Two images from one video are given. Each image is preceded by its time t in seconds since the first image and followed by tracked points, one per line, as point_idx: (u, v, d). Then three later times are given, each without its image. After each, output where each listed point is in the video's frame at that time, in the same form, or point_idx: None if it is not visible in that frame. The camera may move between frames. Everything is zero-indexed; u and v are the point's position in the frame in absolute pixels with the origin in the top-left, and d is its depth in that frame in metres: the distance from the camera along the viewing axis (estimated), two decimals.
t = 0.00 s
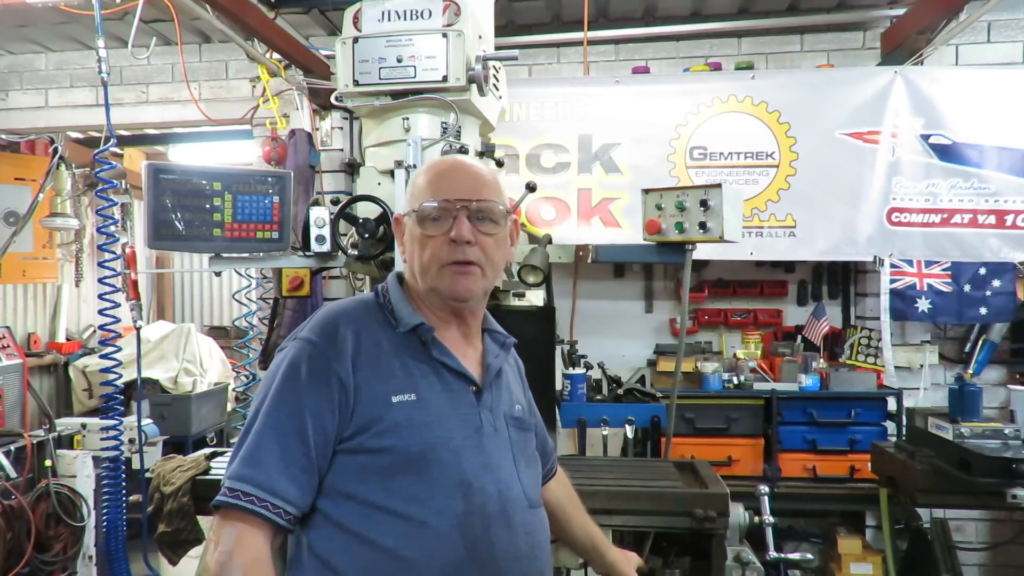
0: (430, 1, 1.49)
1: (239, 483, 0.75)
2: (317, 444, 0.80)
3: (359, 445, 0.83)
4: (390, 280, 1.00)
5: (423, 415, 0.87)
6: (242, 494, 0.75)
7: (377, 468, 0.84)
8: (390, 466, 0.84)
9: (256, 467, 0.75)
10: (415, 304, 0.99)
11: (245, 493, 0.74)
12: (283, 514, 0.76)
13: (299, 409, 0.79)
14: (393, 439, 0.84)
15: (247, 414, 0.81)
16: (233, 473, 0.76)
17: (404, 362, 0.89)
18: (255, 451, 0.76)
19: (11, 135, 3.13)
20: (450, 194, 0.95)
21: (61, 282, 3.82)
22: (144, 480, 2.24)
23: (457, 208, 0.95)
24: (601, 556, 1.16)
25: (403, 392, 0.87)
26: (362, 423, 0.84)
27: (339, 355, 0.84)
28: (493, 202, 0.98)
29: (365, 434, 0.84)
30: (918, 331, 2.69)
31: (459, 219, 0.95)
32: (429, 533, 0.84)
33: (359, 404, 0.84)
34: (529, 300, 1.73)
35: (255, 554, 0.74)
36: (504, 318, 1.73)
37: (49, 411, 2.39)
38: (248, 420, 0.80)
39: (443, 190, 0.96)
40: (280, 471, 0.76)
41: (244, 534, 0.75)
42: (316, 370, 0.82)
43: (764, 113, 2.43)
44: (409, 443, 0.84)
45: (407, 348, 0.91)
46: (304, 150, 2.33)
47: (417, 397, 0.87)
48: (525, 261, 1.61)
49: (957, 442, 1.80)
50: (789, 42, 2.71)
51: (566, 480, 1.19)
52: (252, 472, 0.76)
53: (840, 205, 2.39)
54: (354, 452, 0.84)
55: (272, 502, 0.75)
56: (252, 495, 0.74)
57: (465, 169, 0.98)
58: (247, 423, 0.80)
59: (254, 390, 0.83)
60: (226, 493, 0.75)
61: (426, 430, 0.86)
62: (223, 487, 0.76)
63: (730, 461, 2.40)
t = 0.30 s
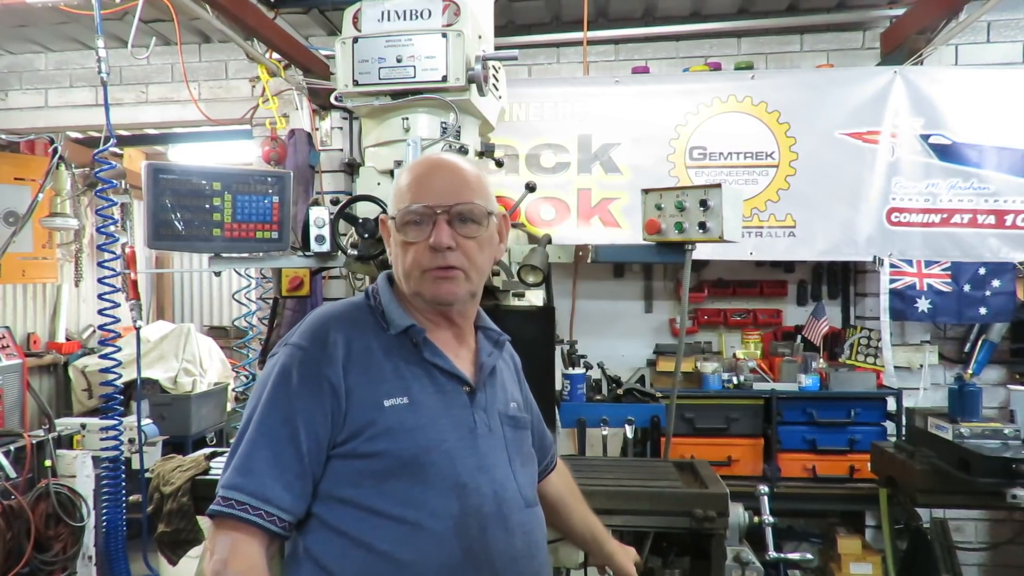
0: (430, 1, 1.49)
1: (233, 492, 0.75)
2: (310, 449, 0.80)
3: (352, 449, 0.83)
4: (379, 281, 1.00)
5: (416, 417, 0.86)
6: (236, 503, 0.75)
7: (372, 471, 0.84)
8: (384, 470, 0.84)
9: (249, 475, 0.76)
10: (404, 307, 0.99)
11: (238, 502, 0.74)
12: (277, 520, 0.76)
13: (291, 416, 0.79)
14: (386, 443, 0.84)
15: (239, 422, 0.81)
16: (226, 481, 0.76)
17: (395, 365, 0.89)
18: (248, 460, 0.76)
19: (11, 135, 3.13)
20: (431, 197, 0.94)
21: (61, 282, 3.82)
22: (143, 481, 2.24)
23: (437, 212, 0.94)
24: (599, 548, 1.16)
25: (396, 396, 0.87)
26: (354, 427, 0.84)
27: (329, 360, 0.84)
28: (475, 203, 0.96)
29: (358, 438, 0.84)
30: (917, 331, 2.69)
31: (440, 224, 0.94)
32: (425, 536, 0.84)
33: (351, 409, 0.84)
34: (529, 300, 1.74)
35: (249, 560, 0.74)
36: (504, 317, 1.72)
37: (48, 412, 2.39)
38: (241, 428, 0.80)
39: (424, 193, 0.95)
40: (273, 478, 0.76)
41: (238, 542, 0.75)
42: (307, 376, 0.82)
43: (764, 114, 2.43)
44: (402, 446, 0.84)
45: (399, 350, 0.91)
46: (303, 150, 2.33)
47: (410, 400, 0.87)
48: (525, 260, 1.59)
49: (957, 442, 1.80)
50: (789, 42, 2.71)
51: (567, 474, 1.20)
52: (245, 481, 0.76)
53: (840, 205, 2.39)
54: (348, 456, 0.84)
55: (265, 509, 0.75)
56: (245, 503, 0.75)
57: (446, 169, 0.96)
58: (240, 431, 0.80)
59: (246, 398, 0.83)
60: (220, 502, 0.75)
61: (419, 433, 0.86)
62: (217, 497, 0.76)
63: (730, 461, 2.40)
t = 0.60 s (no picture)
0: (429, 1, 1.49)
1: (226, 494, 0.75)
2: (303, 451, 0.80)
3: (345, 450, 0.83)
4: (372, 282, 1.00)
5: (409, 417, 0.86)
6: (229, 505, 0.75)
7: (366, 471, 0.84)
8: (378, 470, 0.84)
9: (243, 477, 0.76)
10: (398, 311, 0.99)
11: (231, 504, 0.74)
12: (271, 522, 0.77)
13: (284, 417, 0.79)
14: (380, 444, 0.84)
15: (232, 423, 0.81)
16: (218, 483, 0.76)
17: (388, 365, 0.89)
18: (241, 461, 0.76)
19: (11, 135, 3.13)
20: (429, 203, 0.93)
21: (60, 282, 3.82)
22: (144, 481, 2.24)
23: (436, 220, 0.93)
24: (603, 545, 1.16)
25: (389, 396, 0.87)
26: (347, 427, 0.84)
27: (323, 360, 0.84)
28: (474, 210, 0.95)
29: (352, 438, 0.84)
30: (917, 331, 2.69)
31: (439, 234, 0.93)
32: (420, 536, 0.84)
33: (344, 409, 0.84)
34: (529, 300, 1.75)
35: (241, 562, 0.74)
36: (504, 318, 1.73)
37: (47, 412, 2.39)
38: (234, 429, 0.80)
39: (422, 199, 0.93)
40: (266, 480, 0.76)
41: (231, 543, 0.75)
42: (300, 377, 0.82)
43: (763, 113, 2.43)
44: (396, 446, 0.84)
45: (393, 350, 0.91)
46: (303, 150, 2.33)
47: (404, 400, 0.87)
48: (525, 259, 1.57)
49: (957, 442, 1.80)
50: (789, 42, 2.71)
51: (567, 471, 1.21)
52: (238, 482, 0.76)
53: (840, 204, 2.39)
54: (342, 457, 0.84)
55: (259, 511, 0.75)
56: (239, 505, 0.75)
57: (445, 174, 0.95)
58: (233, 432, 0.80)
59: (239, 398, 0.83)
60: (213, 504, 0.75)
61: (413, 433, 0.86)
62: (210, 498, 0.76)
63: (730, 461, 2.40)
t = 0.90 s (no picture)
0: (429, 1, 1.49)
1: (229, 500, 0.73)
2: (307, 456, 0.79)
3: (349, 454, 0.82)
4: (371, 280, 0.98)
5: (414, 423, 0.86)
6: (232, 512, 0.73)
7: (371, 477, 0.83)
8: (383, 476, 0.83)
9: (246, 483, 0.74)
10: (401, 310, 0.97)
11: (235, 511, 0.73)
12: (274, 529, 0.75)
13: (288, 421, 0.78)
14: (385, 449, 0.83)
15: (232, 426, 0.79)
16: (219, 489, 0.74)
17: (392, 368, 0.89)
18: (244, 467, 0.75)
19: (10, 135, 3.13)
20: (442, 203, 0.92)
21: (60, 282, 3.82)
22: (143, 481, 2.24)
23: (450, 221, 0.92)
24: (592, 545, 1.15)
25: (394, 400, 0.86)
26: (351, 433, 0.83)
27: (329, 363, 0.83)
28: (486, 213, 0.95)
29: (356, 443, 0.83)
30: (917, 331, 2.69)
31: (453, 234, 0.92)
32: (425, 542, 0.85)
33: (349, 413, 0.83)
34: (529, 300, 1.69)
35: (243, 569, 0.73)
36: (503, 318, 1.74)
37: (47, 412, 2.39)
38: (234, 432, 0.78)
39: (434, 199, 0.92)
40: (270, 486, 0.75)
41: (234, 551, 0.74)
42: (306, 380, 0.80)
43: (763, 114, 2.43)
44: (401, 452, 0.84)
45: (395, 352, 0.91)
46: (303, 150, 2.33)
47: (408, 405, 0.87)
48: (525, 260, 1.57)
49: (957, 442, 1.80)
50: (788, 42, 2.71)
51: (556, 473, 1.20)
52: (242, 488, 0.74)
53: (840, 205, 2.39)
54: (346, 462, 0.83)
55: (263, 518, 0.74)
56: (243, 513, 0.73)
57: (457, 173, 0.94)
58: (234, 436, 0.78)
59: (237, 400, 0.81)
60: (214, 510, 0.74)
61: (418, 438, 0.85)
62: (211, 504, 0.74)
63: (730, 461, 2.40)
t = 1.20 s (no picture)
0: (429, 1, 1.49)
1: (246, 518, 0.71)
2: (321, 467, 0.77)
3: (363, 464, 0.80)
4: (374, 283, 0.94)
5: (427, 428, 0.84)
6: (250, 529, 0.71)
7: (385, 485, 0.81)
8: (398, 483, 0.82)
9: (262, 498, 0.72)
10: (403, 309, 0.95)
11: (254, 529, 0.71)
12: (294, 543, 0.74)
13: (304, 432, 0.75)
14: (401, 457, 0.81)
15: (241, 438, 0.76)
16: (234, 506, 0.72)
17: (400, 374, 0.87)
18: (259, 483, 0.73)
19: (10, 135, 3.13)
20: (476, 205, 0.89)
21: (60, 282, 3.82)
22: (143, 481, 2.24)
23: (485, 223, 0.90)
24: (577, 544, 1.14)
25: (406, 406, 0.84)
26: (366, 441, 0.80)
27: (340, 370, 0.80)
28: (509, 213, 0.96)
29: (370, 452, 0.81)
30: (916, 330, 2.70)
31: (488, 236, 0.91)
32: (442, 548, 0.84)
33: (362, 421, 0.81)
34: (528, 300, 1.69)
35: None
36: (503, 318, 1.74)
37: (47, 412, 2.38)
38: (242, 445, 0.75)
39: (467, 199, 0.89)
40: (288, 500, 0.73)
41: (252, 568, 0.72)
42: (319, 390, 0.78)
43: (763, 114, 2.43)
44: (416, 459, 0.82)
45: (401, 355, 0.89)
46: (303, 150, 2.34)
47: (419, 411, 0.85)
48: (525, 260, 1.56)
49: (957, 442, 1.80)
50: (788, 42, 2.71)
51: (538, 473, 1.17)
52: (258, 504, 0.72)
53: (840, 205, 2.39)
54: (360, 472, 0.81)
55: (282, 534, 0.72)
56: (262, 529, 0.71)
57: (483, 173, 0.92)
58: (244, 449, 0.75)
59: (243, 411, 0.77)
60: (230, 528, 0.71)
61: (432, 444, 0.84)
62: (225, 521, 0.72)
63: (730, 461, 2.41)
